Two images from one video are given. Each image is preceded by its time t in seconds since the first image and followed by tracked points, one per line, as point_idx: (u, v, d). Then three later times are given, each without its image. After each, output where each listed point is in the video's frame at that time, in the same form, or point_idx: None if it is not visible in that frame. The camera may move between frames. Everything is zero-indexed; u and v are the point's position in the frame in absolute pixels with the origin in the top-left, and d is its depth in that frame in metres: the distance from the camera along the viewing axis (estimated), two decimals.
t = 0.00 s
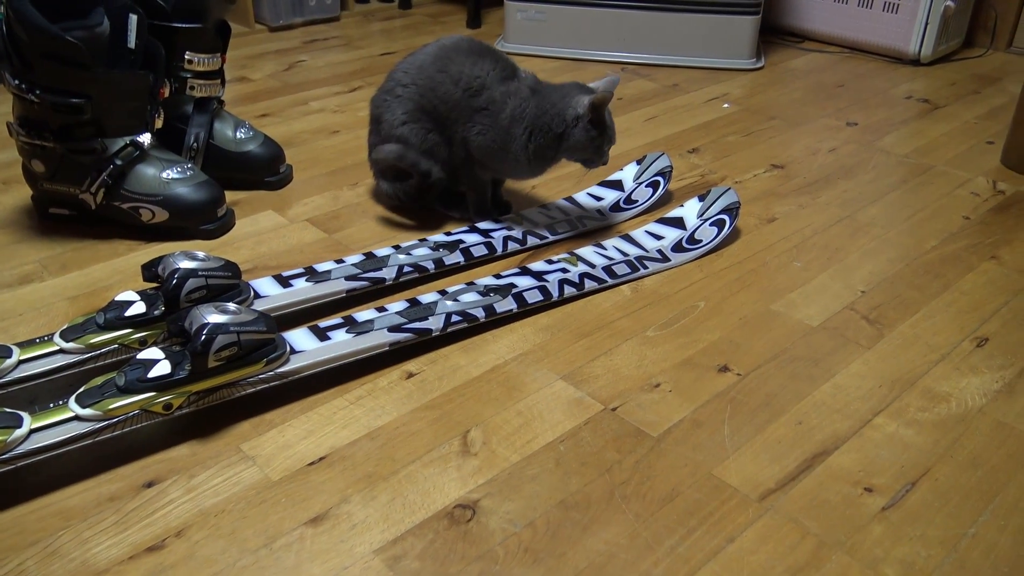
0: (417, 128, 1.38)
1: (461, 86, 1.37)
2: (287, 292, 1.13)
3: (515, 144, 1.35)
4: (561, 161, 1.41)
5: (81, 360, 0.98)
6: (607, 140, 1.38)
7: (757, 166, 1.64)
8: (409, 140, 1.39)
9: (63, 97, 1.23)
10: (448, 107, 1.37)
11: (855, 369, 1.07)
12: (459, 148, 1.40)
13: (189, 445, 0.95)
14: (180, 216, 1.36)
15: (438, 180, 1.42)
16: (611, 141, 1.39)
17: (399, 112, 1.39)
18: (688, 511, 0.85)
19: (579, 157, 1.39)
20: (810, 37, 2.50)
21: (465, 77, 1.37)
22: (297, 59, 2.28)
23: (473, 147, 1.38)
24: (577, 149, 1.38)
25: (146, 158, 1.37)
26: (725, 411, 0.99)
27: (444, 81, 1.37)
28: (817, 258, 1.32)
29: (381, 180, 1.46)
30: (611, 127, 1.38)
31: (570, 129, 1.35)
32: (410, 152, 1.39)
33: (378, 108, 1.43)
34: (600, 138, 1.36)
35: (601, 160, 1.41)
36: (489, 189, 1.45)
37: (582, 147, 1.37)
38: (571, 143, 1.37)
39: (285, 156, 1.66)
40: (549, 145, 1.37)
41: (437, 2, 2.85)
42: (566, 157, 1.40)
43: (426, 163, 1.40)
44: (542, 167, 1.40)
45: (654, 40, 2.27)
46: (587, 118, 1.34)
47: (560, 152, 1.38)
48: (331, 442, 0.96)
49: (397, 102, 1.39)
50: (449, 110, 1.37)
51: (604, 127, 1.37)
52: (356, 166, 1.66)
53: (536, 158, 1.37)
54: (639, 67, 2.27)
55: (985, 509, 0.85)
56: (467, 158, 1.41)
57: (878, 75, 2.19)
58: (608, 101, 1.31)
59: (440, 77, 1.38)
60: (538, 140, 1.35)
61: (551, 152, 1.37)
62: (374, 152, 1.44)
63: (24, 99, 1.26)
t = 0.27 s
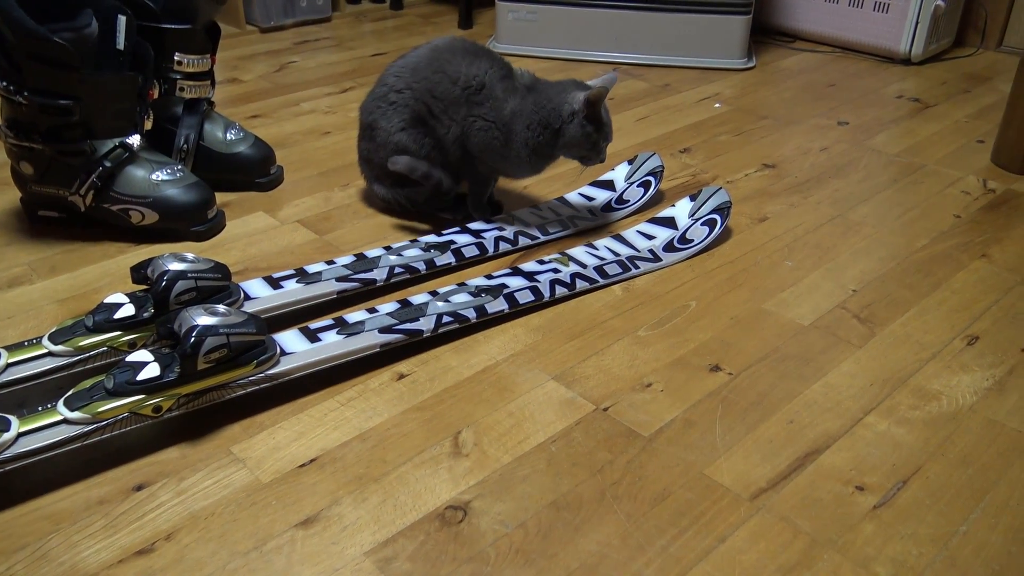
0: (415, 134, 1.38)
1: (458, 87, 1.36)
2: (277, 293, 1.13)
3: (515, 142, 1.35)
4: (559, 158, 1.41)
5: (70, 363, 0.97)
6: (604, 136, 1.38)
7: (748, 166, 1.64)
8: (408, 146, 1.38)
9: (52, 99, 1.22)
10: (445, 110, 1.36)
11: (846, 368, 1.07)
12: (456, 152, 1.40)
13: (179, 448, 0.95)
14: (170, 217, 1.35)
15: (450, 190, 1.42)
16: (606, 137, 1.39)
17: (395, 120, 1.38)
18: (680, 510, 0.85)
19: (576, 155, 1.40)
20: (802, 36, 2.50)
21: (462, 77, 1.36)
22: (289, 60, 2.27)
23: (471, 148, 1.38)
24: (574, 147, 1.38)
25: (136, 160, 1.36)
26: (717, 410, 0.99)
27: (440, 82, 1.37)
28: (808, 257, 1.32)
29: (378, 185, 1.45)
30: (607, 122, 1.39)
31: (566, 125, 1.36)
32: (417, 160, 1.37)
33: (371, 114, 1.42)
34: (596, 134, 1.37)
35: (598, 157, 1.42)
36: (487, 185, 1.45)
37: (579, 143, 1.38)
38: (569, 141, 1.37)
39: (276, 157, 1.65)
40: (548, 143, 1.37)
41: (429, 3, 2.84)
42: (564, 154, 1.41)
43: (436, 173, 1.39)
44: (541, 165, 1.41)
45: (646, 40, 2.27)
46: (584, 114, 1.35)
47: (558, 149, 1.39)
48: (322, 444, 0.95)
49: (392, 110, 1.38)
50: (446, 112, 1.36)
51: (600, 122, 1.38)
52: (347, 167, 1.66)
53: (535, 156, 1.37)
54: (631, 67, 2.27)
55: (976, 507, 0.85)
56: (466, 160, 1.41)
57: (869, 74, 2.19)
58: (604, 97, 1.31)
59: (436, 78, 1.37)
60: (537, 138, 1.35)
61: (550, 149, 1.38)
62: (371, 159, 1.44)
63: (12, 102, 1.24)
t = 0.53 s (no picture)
0: (410, 136, 1.38)
1: (455, 89, 1.35)
2: (270, 293, 1.12)
3: (512, 144, 1.34)
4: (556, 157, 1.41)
5: (62, 363, 0.97)
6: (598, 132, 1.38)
7: (742, 163, 1.64)
8: (403, 148, 1.38)
9: (41, 99, 1.21)
10: (441, 112, 1.36)
11: (841, 364, 1.07)
12: (452, 154, 1.39)
13: (171, 449, 0.94)
14: (162, 217, 1.34)
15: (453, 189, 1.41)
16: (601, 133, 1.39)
17: (391, 121, 1.37)
18: (675, 508, 0.85)
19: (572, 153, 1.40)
20: (794, 34, 2.50)
21: (459, 79, 1.36)
22: (281, 59, 2.26)
23: (468, 151, 1.38)
24: (569, 145, 1.38)
25: (127, 159, 1.35)
26: (712, 408, 0.99)
27: (438, 83, 1.36)
28: (803, 255, 1.32)
29: (371, 185, 1.45)
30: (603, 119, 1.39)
31: (561, 123, 1.35)
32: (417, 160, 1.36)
33: (366, 114, 1.41)
34: (591, 132, 1.37)
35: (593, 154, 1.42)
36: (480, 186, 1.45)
37: (575, 141, 1.37)
38: (564, 139, 1.37)
39: (269, 157, 1.65)
40: (544, 143, 1.37)
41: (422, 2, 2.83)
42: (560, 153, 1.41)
43: (438, 170, 1.38)
44: (538, 166, 1.40)
45: (639, 39, 2.27)
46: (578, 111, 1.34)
47: (554, 149, 1.39)
48: (315, 444, 0.95)
49: (387, 111, 1.38)
50: (443, 114, 1.36)
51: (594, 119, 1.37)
52: (340, 167, 1.65)
53: (532, 157, 1.37)
54: (625, 66, 2.27)
55: (971, 503, 0.85)
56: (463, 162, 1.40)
57: (862, 72, 2.19)
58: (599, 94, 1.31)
59: (433, 80, 1.36)
60: (533, 138, 1.35)
61: (547, 149, 1.38)
62: (366, 160, 1.43)
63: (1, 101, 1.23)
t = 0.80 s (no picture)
0: (401, 139, 1.37)
1: (444, 91, 1.36)
2: (262, 296, 1.12)
3: (496, 142, 1.34)
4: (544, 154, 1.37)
5: (52, 368, 0.96)
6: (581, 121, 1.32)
7: (736, 164, 1.64)
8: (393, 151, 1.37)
9: (31, 102, 1.20)
10: (431, 114, 1.36)
11: (835, 366, 1.06)
12: (443, 156, 1.39)
13: (162, 453, 0.94)
14: (154, 220, 1.33)
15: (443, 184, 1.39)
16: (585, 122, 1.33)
17: (382, 124, 1.37)
18: (669, 512, 0.84)
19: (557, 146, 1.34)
20: (788, 35, 2.51)
21: (449, 82, 1.36)
22: (274, 61, 2.25)
23: (459, 153, 1.37)
24: (552, 137, 1.33)
25: (118, 162, 1.34)
26: (705, 410, 0.98)
27: (428, 86, 1.36)
28: (796, 256, 1.32)
29: (363, 189, 1.45)
30: (586, 108, 1.33)
31: (535, 113, 1.32)
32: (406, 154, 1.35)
33: (357, 117, 1.41)
34: (571, 122, 1.31)
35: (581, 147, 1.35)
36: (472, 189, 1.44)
37: (555, 133, 1.32)
38: (545, 132, 1.32)
39: (261, 159, 1.64)
40: (527, 138, 1.34)
41: (415, 3, 2.83)
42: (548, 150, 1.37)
43: (429, 166, 1.36)
44: (526, 164, 1.38)
45: (633, 39, 2.27)
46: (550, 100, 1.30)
47: (540, 145, 1.35)
48: (308, 448, 0.94)
49: (378, 113, 1.37)
50: (432, 116, 1.36)
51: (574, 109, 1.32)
52: (333, 168, 1.65)
53: (517, 154, 1.35)
54: (618, 67, 2.27)
55: (965, 504, 0.85)
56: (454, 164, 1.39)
57: (855, 72, 2.20)
58: (569, 82, 1.27)
59: (424, 83, 1.36)
60: (516, 134, 1.33)
61: (532, 146, 1.35)
62: (358, 164, 1.42)
63: None
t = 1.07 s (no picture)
0: (391, 140, 1.37)
1: (431, 91, 1.35)
2: (255, 297, 1.11)
3: (480, 137, 1.32)
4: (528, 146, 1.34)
5: (43, 370, 0.95)
6: (556, 105, 1.28)
7: (730, 165, 1.64)
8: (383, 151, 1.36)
9: (23, 103, 1.19)
10: (419, 114, 1.35)
11: (829, 366, 1.06)
12: (433, 156, 1.38)
13: (154, 456, 0.93)
14: (146, 222, 1.32)
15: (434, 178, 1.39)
16: (562, 106, 1.28)
17: (372, 124, 1.36)
18: (663, 512, 0.84)
19: (538, 136, 1.30)
20: (781, 35, 2.51)
21: (436, 82, 1.36)
22: (267, 62, 2.25)
23: (448, 154, 1.37)
24: (530, 126, 1.29)
25: (110, 163, 1.33)
26: (699, 410, 0.98)
27: (416, 86, 1.36)
28: (791, 256, 1.32)
29: (357, 190, 1.45)
30: (562, 93, 1.29)
31: (509, 103, 1.30)
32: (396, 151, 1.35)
33: (349, 118, 1.40)
34: (545, 107, 1.27)
35: (561, 134, 1.30)
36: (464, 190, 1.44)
37: (532, 121, 1.29)
38: (522, 121, 1.29)
39: (254, 160, 1.63)
40: (507, 131, 1.32)
41: (409, 5, 2.83)
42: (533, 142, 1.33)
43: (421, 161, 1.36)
44: (513, 159, 1.35)
45: (627, 40, 2.27)
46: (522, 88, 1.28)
47: (522, 137, 1.32)
48: (301, 450, 0.94)
49: (368, 113, 1.37)
50: (420, 116, 1.35)
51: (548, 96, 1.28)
52: (327, 169, 1.64)
53: (501, 150, 1.33)
54: (612, 67, 2.27)
55: (959, 504, 0.85)
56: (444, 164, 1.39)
57: (848, 73, 2.20)
58: (535, 66, 1.25)
59: (412, 83, 1.36)
60: (496, 128, 1.31)
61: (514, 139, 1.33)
62: (351, 164, 1.42)
63: None
